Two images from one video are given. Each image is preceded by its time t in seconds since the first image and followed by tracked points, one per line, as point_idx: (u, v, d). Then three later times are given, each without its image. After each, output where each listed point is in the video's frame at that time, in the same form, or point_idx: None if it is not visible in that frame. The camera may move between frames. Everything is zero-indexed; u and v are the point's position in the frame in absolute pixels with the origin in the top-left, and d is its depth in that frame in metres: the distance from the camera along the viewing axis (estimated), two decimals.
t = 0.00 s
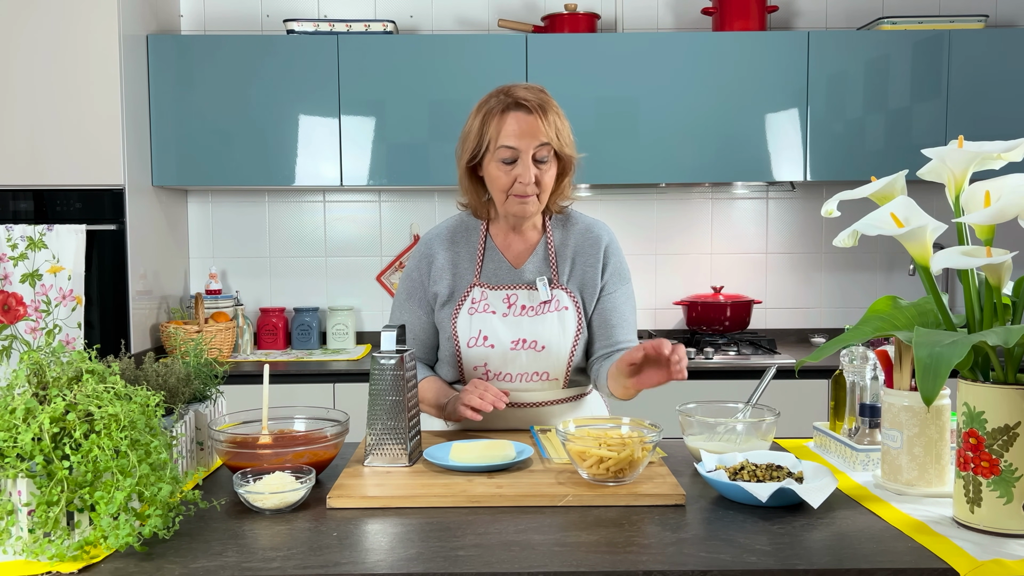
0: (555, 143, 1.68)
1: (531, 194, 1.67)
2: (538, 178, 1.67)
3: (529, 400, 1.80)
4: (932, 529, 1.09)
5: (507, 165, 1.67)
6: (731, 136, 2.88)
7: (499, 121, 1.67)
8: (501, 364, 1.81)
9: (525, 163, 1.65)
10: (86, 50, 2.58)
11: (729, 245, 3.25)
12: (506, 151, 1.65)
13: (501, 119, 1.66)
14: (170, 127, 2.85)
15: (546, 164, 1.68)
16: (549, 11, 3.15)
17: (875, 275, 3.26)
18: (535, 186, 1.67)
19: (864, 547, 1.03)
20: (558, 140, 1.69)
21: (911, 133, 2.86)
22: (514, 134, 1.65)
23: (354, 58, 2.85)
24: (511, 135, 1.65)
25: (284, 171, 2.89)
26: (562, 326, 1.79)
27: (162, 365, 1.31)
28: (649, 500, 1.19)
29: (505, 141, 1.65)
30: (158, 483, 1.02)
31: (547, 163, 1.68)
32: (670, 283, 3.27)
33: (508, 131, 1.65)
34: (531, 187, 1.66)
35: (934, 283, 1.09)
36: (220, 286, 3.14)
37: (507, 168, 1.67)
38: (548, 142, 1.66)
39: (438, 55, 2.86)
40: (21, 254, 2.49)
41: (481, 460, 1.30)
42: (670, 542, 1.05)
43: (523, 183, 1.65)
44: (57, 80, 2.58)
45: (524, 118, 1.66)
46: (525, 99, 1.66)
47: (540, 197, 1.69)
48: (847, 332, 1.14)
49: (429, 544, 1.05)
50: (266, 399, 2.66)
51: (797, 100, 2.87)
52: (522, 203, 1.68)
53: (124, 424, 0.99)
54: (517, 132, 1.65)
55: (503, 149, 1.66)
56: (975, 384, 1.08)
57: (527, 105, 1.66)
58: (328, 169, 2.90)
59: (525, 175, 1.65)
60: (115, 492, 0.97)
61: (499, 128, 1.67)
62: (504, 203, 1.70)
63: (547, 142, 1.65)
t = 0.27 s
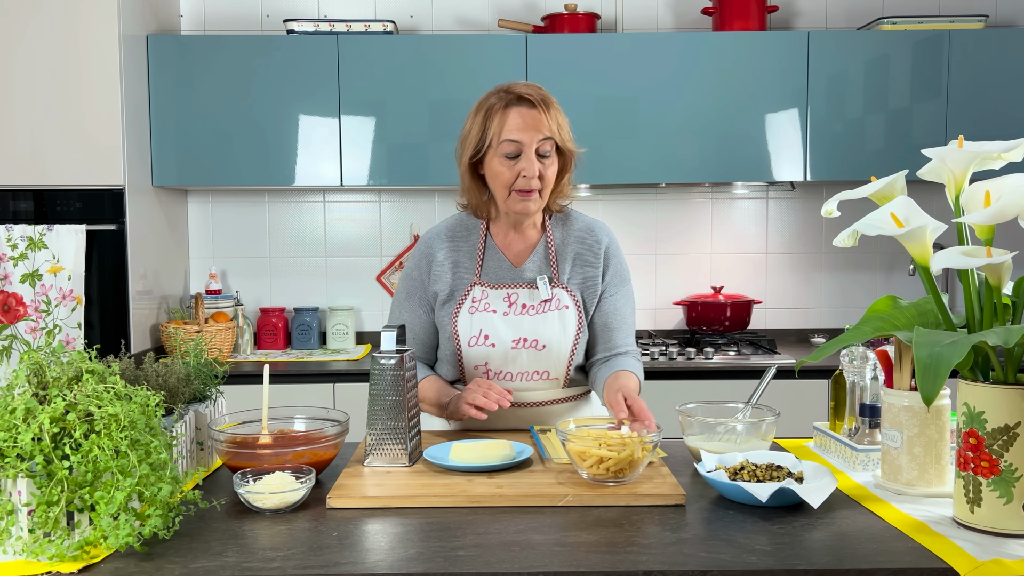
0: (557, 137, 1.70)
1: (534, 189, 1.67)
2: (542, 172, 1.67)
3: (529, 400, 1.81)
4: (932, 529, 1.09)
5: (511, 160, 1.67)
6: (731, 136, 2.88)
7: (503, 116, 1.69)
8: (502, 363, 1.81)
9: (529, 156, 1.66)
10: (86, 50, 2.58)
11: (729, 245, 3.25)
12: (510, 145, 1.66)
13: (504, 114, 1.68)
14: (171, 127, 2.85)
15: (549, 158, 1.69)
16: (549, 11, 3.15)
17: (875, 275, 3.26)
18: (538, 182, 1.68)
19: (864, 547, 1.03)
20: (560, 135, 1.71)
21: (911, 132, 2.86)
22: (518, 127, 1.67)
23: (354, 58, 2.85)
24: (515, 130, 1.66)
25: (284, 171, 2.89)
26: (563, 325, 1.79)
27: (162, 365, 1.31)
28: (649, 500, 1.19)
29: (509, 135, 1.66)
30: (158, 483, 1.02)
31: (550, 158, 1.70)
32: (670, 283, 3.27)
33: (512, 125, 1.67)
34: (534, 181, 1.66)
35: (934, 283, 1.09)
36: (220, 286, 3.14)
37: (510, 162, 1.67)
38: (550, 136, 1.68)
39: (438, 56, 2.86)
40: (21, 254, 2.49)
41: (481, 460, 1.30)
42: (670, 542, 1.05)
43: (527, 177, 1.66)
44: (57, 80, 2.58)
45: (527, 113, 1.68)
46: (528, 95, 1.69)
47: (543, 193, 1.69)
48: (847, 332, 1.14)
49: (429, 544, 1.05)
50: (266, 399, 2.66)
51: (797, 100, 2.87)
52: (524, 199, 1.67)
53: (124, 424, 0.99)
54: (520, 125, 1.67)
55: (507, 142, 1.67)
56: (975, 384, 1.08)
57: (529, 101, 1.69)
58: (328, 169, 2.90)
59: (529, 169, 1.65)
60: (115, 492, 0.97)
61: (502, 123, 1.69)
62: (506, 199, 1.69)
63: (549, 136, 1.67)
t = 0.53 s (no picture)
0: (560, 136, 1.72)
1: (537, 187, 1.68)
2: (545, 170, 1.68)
3: (530, 400, 1.81)
4: (932, 529, 1.09)
5: (514, 158, 1.68)
6: (732, 136, 2.88)
7: (507, 113, 1.70)
8: (501, 362, 1.81)
9: (532, 154, 1.67)
10: (86, 50, 2.58)
11: (728, 245, 3.25)
12: (514, 143, 1.67)
13: (508, 111, 1.69)
14: (171, 127, 2.85)
15: (551, 157, 1.70)
16: (549, 11, 3.15)
17: (875, 275, 3.26)
18: (540, 180, 1.69)
19: (864, 547, 1.03)
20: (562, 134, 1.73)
21: (911, 132, 2.86)
22: (522, 125, 1.68)
23: (354, 58, 2.85)
24: (519, 127, 1.68)
25: (284, 171, 2.89)
26: (562, 323, 1.79)
27: (162, 365, 1.31)
28: (649, 500, 1.19)
29: (512, 132, 1.68)
30: (158, 483, 1.02)
31: (552, 156, 1.71)
32: (669, 284, 3.27)
33: (515, 123, 1.68)
34: (536, 179, 1.67)
35: (934, 283, 1.09)
36: (220, 286, 3.14)
37: (513, 159, 1.68)
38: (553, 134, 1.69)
39: (438, 56, 2.86)
40: (21, 254, 2.49)
41: (481, 460, 1.30)
42: (669, 542, 1.05)
43: (529, 174, 1.67)
44: (57, 80, 2.58)
45: (531, 110, 1.69)
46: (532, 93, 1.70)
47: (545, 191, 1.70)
48: (847, 332, 1.14)
49: (429, 544, 1.05)
50: (266, 399, 2.66)
51: (797, 100, 2.87)
52: (526, 197, 1.68)
53: (124, 424, 0.99)
54: (524, 122, 1.68)
55: (511, 140, 1.68)
56: (975, 384, 1.08)
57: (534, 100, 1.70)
58: (328, 169, 2.90)
59: (532, 166, 1.66)
60: (115, 492, 0.97)
61: (505, 121, 1.70)
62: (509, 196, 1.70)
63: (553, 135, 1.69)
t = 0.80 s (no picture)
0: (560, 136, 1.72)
1: (538, 187, 1.68)
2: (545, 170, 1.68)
3: (529, 399, 1.82)
4: (932, 529, 1.09)
5: (514, 158, 1.68)
6: (732, 136, 2.88)
7: (507, 114, 1.70)
8: (500, 363, 1.81)
9: (533, 155, 1.67)
10: (87, 50, 2.58)
11: (728, 245, 3.25)
12: (515, 143, 1.67)
13: (510, 112, 1.69)
14: (171, 127, 2.85)
15: (552, 157, 1.70)
16: (549, 11, 3.15)
17: (875, 275, 3.26)
18: (541, 180, 1.69)
19: (864, 547, 1.03)
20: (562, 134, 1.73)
21: (911, 132, 2.86)
22: (524, 125, 1.68)
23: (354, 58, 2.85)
24: (520, 127, 1.68)
25: (284, 171, 2.89)
26: (562, 325, 1.79)
27: (162, 365, 1.31)
28: (649, 500, 1.19)
29: (513, 132, 1.68)
30: (158, 483, 1.02)
31: (553, 157, 1.71)
32: (669, 284, 3.27)
33: (516, 123, 1.69)
34: (537, 179, 1.67)
35: (934, 283, 1.09)
36: (220, 286, 3.14)
37: (514, 159, 1.68)
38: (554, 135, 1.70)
39: (438, 56, 2.86)
40: (21, 254, 2.49)
41: (481, 460, 1.30)
42: (669, 542, 1.05)
43: (530, 174, 1.67)
44: (58, 80, 2.58)
45: (533, 110, 1.70)
46: (533, 94, 1.71)
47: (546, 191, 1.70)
48: (847, 332, 1.14)
49: (429, 544, 1.05)
50: (266, 399, 2.66)
51: (797, 100, 2.87)
52: (527, 197, 1.68)
53: (124, 424, 0.99)
54: (525, 123, 1.68)
55: (512, 140, 1.68)
56: (975, 385, 1.08)
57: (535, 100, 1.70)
58: (328, 169, 2.90)
59: (533, 166, 1.66)
60: (115, 492, 0.97)
61: (506, 121, 1.70)
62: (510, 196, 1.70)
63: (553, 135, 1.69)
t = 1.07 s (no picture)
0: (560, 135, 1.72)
1: (538, 186, 1.68)
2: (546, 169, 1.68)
3: (529, 399, 1.81)
4: (932, 529, 1.09)
5: (515, 156, 1.68)
6: (731, 136, 2.88)
7: (508, 113, 1.70)
8: (497, 363, 1.81)
9: (534, 154, 1.66)
10: (87, 50, 2.58)
11: (728, 245, 3.25)
12: (515, 141, 1.67)
13: (511, 111, 1.69)
14: (170, 127, 2.85)
15: (552, 156, 1.70)
16: (549, 11, 3.15)
17: (875, 275, 3.26)
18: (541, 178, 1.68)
19: (864, 547, 1.03)
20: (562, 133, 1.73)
21: (911, 132, 2.86)
22: (524, 123, 1.68)
23: (354, 58, 2.85)
24: (520, 125, 1.68)
25: (284, 171, 2.89)
26: (559, 326, 1.79)
27: (162, 365, 1.31)
28: (649, 500, 1.19)
29: (513, 130, 1.68)
30: (158, 483, 1.02)
31: (553, 156, 1.71)
32: (669, 284, 3.27)
33: (516, 122, 1.68)
34: (537, 177, 1.67)
35: (934, 283, 1.09)
36: (220, 286, 3.14)
37: (514, 158, 1.68)
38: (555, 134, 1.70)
39: (438, 56, 2.86)
40: (21, 254, 2.49)
41: (481, 460, 1.30)
42: (670, 542, 1.05)
43: (530, 173, 1.67)
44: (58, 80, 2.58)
45: (533, 109, 1.70)
46: (534, 93, 1.70)
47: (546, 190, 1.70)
48: (847, 332, 1.14)
49: (429, 544, 1.05)
50: (266, 399, 2.66)
51: (797, 100, 2.87)
52: (526, 194, 1.68)
53: (124, 424, 0.99)
54: (526, 122, 1.68)
55: (512, 138, 1.67)
56: (975, 385, 1.08)
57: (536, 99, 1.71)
58: (328, 169, 2.90)
59: (534, 165, 1.66)
60: (115, 492, 0.97)
61: (506, 120, 1.70)
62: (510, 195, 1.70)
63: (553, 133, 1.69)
